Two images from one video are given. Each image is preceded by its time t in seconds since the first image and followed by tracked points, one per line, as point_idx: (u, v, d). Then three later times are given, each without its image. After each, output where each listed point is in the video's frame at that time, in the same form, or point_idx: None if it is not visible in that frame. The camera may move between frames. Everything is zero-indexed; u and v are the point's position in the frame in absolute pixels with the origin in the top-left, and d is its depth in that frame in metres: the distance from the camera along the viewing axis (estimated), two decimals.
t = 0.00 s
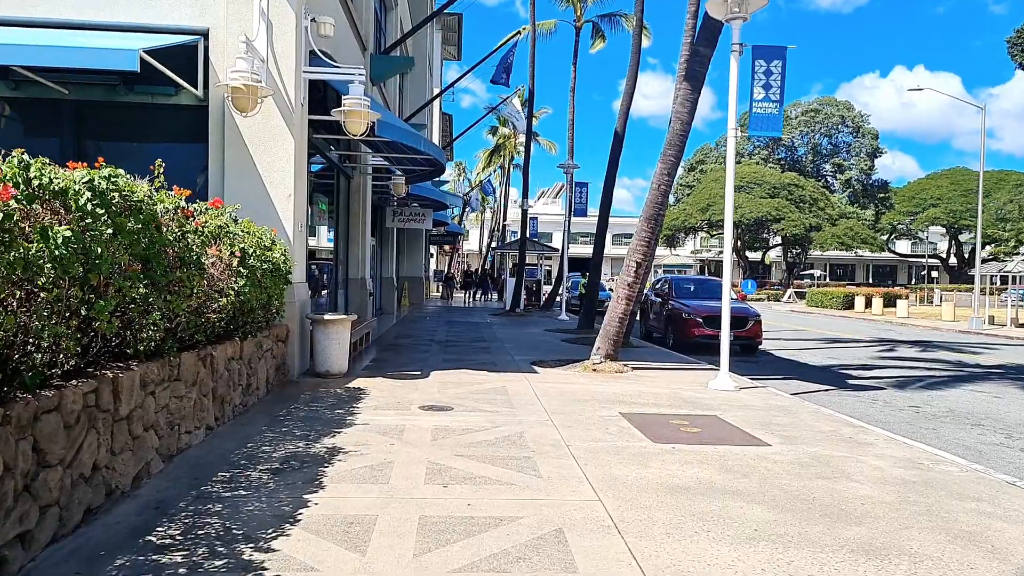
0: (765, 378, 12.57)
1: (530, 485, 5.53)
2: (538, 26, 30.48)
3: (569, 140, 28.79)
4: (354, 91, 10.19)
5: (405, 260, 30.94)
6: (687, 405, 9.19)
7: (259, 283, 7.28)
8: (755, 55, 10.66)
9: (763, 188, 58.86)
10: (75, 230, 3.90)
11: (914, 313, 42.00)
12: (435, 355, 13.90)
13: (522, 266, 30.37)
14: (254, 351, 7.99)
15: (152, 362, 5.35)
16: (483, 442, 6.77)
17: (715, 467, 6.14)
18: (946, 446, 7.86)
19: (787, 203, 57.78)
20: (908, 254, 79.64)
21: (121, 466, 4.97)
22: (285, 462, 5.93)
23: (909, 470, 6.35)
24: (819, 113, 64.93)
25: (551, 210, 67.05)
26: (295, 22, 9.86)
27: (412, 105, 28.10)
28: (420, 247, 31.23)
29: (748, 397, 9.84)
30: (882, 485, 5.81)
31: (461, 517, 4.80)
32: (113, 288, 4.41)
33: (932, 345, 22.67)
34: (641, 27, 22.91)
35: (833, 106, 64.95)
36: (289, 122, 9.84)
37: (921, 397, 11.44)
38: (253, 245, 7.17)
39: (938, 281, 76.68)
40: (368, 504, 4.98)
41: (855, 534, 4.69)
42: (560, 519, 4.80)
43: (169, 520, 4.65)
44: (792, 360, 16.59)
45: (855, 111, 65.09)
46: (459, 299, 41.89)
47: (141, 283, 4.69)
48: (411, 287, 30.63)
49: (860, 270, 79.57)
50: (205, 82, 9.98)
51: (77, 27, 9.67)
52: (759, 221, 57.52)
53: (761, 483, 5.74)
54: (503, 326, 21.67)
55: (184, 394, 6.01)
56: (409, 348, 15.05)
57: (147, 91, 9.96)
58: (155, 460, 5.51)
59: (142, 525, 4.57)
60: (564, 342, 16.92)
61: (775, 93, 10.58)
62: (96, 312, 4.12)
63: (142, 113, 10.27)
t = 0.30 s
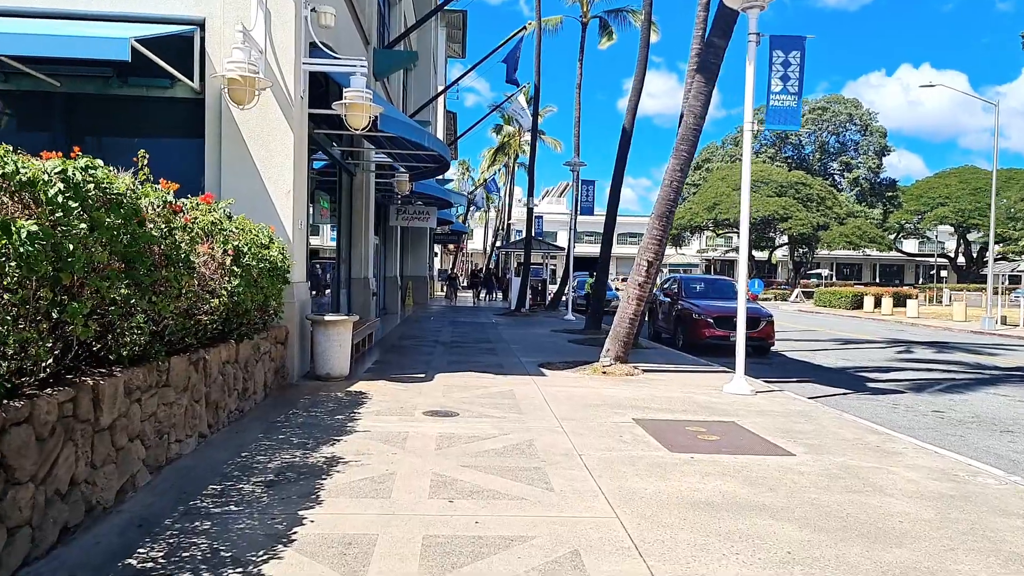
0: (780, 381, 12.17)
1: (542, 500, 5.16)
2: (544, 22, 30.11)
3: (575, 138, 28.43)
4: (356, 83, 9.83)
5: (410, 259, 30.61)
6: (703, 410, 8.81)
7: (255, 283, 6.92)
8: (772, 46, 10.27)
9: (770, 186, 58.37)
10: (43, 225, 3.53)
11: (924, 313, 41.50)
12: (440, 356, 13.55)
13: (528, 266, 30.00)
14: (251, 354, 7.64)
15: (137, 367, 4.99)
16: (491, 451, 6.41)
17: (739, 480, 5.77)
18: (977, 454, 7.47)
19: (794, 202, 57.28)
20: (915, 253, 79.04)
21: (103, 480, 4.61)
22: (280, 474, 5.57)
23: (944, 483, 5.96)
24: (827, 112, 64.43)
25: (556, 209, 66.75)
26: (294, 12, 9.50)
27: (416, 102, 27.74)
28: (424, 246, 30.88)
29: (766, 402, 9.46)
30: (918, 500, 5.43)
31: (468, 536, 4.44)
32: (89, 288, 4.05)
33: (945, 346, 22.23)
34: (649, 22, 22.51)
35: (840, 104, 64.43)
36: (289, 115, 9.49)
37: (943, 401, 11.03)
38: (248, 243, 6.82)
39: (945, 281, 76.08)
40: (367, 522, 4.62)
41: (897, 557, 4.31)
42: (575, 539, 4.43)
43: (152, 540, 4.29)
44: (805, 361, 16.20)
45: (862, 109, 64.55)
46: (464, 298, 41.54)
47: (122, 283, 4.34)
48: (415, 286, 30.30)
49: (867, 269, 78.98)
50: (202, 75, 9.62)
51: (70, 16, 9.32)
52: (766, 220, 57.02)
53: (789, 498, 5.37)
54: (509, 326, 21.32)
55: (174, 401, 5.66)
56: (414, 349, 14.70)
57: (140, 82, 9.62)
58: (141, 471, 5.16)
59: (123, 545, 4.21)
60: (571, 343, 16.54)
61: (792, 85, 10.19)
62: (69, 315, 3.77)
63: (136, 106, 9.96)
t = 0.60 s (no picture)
0: (793, 383, 11.78)
1: (549, 516, 4.80)
2: (546, 18, 29.73)
3: (579, 135, 28.06)
4: (353, 75, 9.46)
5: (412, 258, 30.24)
6: (715, 415, 8.43)
7: (244, 283, 6.57)
8: (785, 36, 9.88)
9: (775, 184, 57.83)
10: None
11: (932, 312, 41.03)
12: (442, 357, 13.19)
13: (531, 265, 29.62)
14: (242, 358, 7.29)
15: (111, 374, 4.65)
16: (495, 461, 6.04)
17: (759, 493, 5.40)
18: (1006, 462, 7.09)
19: (799, 200, 56.82)
20: (920, 252, 78.52)
21: (74, 497, 4.27)
22: (268, 487, 5.22)
23: (978, 496, 5.58)
24: (831, 109, 63.92)
25: (558, 208, 66.35)
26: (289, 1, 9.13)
27: (418, 99, 27.38)
28: (427, 245, 30.52)
29: (780, 406, 9.09)
30: (953, 516, 5.06)
31: (470, 559, 4.07)
32: (50, 290, 3.70)
33: (956, 346, 21.83)
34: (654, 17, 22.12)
35: (845, 102, 63.93)
36: (284, 109, 9.13)
37: (962, 404, 10.65)
38: (238, 241, 6.48)
39: (951, 280, 75.57)
40: (360, 542, 4.26)
41: None
42: (586, 562, 4.07)
43: (123, 564, 3.93)
44: (816, 362, 15.81)
45: (867, 107, 64.05)
46: (467, 298, 41.18)
47: (91, 283, 3.99)
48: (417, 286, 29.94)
49: (872, 268, 78.51)
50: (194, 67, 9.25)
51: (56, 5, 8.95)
52: (771, 219, 56.53)
53: (815, 514, 4.99)
54: (512, 326, 20.95)
55: (156, 409, 5.32)
56: (415, 350, 14.34)
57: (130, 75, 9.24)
58: (118, 485, 4.81)
59: (92, 569, 3.86)
60: (576, 343, 16.17)
61: (806, 77, 9.81)
62: (26, 320, 3.42)
63: (126, 99, 9.60)
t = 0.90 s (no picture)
0: (804, 386, 11.37)
1: (551, 536, 4.42)
2: (549, 14, 29.36)
3: (582, 132, 27.68)
4: (348, 66, 9.08)
5: (413, 257, 29.87)
6: (726, 422, 8.05)
7: (229, 283, 6.22)
8: (798, 26, 9.50)
9: (780, 183, 57.33)
10: None
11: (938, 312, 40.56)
12: (441, 359, 12.81)
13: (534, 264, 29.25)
14: (230, 362, 6.93)
15: (76, 383, 4.29)
16: (494, 473, 5.67)
17: (778, 510, 5.03)
18: None
19: (804, 199, 56.36)
20: (925, 251, 78.01)
21: (35, 517, 3.91)
22: (250, 503, 4.85)
23: (1013, 512, 5.19)
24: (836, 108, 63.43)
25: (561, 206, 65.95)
26: None
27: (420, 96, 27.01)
28: (429, 244, 30.14)
29: (793, 412, 8.70)
30: (990, 536, 4.67)
31: None
32: None
33: (966, 346, 21.40)
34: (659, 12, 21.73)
35: (850, 100, 63.46)
36: (276, 101, 8.76)
37: (981, 409, 10.25)
38: (222, 238, 6.13)
39: (956, 279, 75.06)
40: (344, 568, 3.88)
41: None
42: None
43: None
44: (825, 363, 15.40)
45: (872, 105, 63.57)
46: (469, 297, 40.81)
47: (47, 284, 3.63)
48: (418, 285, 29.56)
49: (876, 267, 78.02)
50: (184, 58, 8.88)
51: None
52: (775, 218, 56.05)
53: (840, 534, 4.61)
54: (514, 326, 20.57)
55: (131, 419, 4.96)
56: (413, 351, 13.96)
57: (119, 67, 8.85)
58: (87, 503, 4.45)
59: None
60: (580, 345, 15.78)
61: (820, 69, 9.43)
62: None
63: (113, 92, 9.23)
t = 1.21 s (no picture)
0: (816, 390, 10.98)
1: (558, 561, 4.05)
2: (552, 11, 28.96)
3: (585, 129, 27.29)
4: (343, 57, 8.69)
5: (414, 256, 29.50)
6: (739, 428, 7.66)
7: (213, 283, 5.87)
8: (814, 15, 9.10)
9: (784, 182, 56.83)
10: None
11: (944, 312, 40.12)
12: (442, 361, 12.43)
13: (536, 263, 28.80)
14: (217, 366, 6.57)
15: (38, 394, 3.93)
16: (495, 487, 5.29)
17: (803, 529, 4.66)
18: None
19: (808, 198, 55.88)
20: (928, 250, 77.57)
21: None
22: (231, 522, 4.49)
23: None
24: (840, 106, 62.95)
25: (563, 205, 65.59)
26: None
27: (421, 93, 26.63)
28: (430, 243, 29.77)
29: (809, 418, 8.31)
30: None
31: None
32: None
33: (977, 347, 20.99)
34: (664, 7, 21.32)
35: (854, 98, 62.98)
36: (268, 93, 8.38)
37: (1002, 414, 9.84)
38: (206, 235, 5.78)
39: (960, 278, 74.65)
40: None
41: None
42: None
43: None
44: (835, 365, 15.02)
45: (876, 104, 63.08)
46: (471, 297, 40.50)
47: None
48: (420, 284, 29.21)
49: (880, 266, 77.59)
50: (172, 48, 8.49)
51: None
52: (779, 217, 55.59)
53: (873, 557, 4.24)
54: (516, 326, 20.17)
55: (105, 430, 4.61)
56: (413, 353, 13.59)
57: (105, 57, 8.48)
58: (53, 523, 4.09)
59: None
60: (584, 346, 15.40)
61: (835, 60, 9.04)
62: None
63: (100, 85, 8.86)
